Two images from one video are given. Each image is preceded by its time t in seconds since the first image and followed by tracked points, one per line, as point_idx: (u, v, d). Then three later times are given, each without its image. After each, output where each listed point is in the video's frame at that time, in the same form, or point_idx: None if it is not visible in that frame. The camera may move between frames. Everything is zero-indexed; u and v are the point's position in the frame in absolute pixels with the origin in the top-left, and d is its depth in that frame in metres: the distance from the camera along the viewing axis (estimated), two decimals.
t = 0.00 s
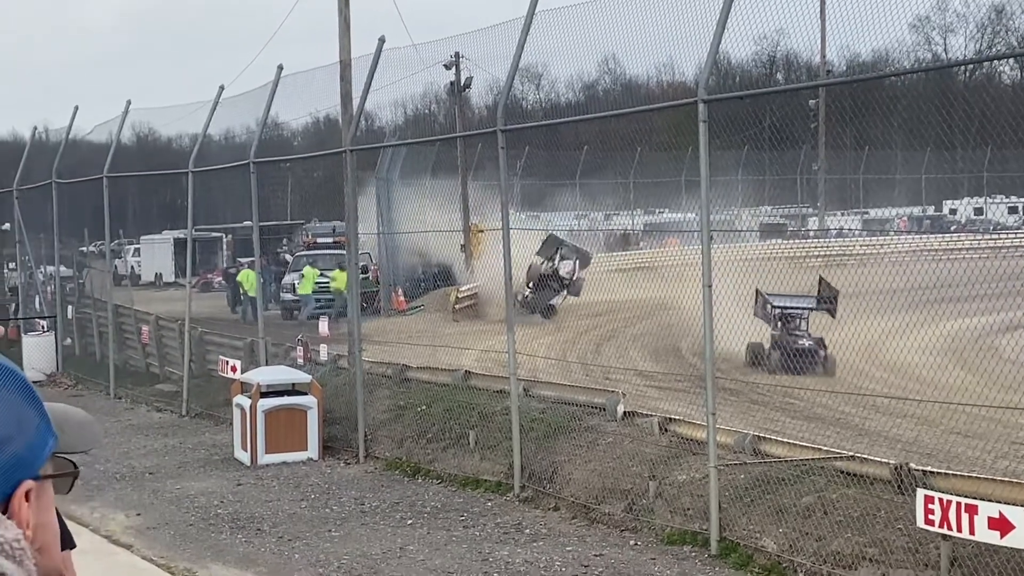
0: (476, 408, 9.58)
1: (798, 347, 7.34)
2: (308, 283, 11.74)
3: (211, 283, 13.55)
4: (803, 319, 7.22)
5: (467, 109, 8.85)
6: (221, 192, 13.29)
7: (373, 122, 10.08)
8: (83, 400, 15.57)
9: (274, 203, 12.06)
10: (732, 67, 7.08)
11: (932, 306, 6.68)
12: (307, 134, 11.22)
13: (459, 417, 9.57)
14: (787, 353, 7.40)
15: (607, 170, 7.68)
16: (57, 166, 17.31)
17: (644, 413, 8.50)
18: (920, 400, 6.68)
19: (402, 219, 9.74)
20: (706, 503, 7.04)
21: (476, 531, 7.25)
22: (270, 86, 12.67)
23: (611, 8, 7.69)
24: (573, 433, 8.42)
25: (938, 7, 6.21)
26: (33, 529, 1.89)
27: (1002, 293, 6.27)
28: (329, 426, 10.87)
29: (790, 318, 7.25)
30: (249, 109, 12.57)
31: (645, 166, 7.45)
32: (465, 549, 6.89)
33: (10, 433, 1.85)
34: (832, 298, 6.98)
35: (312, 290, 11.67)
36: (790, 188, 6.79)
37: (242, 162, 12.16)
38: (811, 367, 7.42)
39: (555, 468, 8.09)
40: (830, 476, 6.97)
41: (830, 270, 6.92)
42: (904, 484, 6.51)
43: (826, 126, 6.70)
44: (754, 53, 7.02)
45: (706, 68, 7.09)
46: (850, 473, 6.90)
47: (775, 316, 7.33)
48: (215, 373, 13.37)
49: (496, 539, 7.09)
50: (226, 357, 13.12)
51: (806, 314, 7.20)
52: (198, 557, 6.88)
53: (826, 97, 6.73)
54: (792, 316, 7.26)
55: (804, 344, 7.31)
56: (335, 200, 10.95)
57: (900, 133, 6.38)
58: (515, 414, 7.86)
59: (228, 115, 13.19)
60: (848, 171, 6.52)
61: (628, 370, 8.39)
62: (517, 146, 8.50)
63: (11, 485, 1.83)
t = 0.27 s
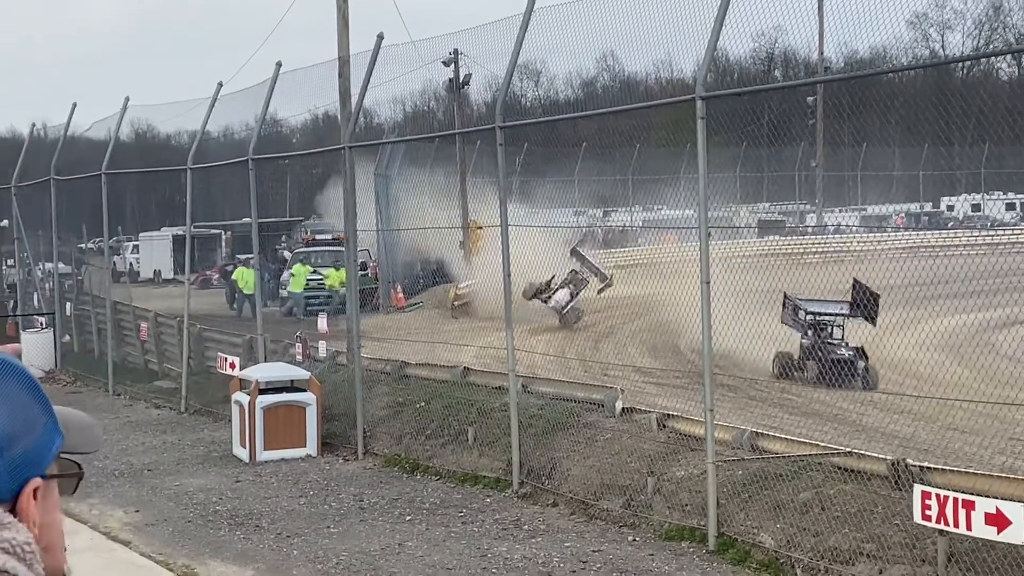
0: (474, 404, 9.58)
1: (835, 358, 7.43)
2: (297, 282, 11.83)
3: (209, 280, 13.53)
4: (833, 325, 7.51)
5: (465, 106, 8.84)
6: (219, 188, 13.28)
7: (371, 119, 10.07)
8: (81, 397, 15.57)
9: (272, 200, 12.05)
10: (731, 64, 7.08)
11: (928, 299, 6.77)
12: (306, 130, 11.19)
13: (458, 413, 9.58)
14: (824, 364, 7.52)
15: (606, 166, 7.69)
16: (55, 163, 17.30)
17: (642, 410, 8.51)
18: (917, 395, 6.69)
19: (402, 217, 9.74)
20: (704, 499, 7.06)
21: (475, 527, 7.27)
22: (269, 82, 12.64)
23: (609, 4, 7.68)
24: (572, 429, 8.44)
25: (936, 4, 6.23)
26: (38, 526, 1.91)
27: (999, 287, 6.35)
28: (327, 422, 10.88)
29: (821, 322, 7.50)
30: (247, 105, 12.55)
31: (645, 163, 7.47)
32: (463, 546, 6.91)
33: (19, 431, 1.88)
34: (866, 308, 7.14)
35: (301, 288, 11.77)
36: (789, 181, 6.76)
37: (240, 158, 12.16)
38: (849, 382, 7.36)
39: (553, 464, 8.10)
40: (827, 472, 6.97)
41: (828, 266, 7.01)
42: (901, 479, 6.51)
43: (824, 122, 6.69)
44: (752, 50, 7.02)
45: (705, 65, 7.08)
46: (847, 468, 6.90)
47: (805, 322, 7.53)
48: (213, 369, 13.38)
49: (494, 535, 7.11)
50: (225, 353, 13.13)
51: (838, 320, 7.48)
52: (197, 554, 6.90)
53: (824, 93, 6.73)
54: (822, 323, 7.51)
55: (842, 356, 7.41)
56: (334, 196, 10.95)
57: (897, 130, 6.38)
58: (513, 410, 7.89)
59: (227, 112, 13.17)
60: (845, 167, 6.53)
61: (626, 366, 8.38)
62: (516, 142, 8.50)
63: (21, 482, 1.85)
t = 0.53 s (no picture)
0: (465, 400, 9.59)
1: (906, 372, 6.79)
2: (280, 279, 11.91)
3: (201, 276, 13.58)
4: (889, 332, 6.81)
5: (456, 102, 8.84)
6: (210, 185, 13.26)
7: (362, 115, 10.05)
8: (72, 394, 15.54)
9: (263, 196, 12.04)
10: (721, 60, 7.08)
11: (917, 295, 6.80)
12: (296, 126, 11.16)
13: (449, 409, 9.59)
14: (892, 379, 6.90)
15: (596, 163, 7.69)
16: (47, 159, 17.25)
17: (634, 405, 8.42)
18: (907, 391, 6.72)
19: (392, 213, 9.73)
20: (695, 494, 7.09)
21: (466, 523, 7.28)
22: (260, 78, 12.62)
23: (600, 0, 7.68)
24: (563, 425, 8.45)
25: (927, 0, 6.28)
26: (46, 522, 1.78)
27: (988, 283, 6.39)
28: (319, 418, 10.88)
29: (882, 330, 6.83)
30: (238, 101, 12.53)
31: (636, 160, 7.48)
32: (454, 541, 6.92)
33: (22, 424, 1.76)
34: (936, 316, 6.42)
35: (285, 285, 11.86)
36: (779, 178, 6.77)
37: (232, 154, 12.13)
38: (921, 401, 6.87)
39: (545, 460, 8.11)
40: (817, 468, 6.92)
41: (817, 263, 6.92)
42: (891, 474, 6.46)
43: (815, 118, 6.71)
44: (743, 46, 7.04)
45: (696, 61, 7.09)
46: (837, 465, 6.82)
47: (866, 331, 6.89)
48: (204, 366, 13.36)
49: (485, 531, 7.12)
50: (216, 350, 13.11)
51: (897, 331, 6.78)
52: (187, 550, 6.90)
53: (815, 90, 6.75)
54: (884, 332, 6.86)
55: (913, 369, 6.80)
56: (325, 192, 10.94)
57: (888, 126, 6.39)
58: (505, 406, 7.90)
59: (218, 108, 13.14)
60: (835, 163, 6.54)
61: (617, 362, 8.38)
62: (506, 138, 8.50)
63: (27, 475, 1.73)
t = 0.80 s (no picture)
0: (453, 397, 9.61)
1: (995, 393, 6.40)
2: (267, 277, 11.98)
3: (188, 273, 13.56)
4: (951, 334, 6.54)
5: (444, 98, 8.83)
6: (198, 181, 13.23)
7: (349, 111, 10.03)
8: (59, 391, 15.49)
9: (251, 192, 12.01)
10: (710, 56, 7.07)
11: (905, 292, 6.80)
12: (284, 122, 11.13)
13: (437, 406, 9.60)
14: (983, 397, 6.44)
15: (585, 159, 7.70)
16: (33, 155, 17.18)
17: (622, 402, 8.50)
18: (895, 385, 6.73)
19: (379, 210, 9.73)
20: (683, 490, 7.10)
21: (453, 519, 7.28)
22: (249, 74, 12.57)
23: None
24: (551, 422, 8.41)
25: None
26: (38, 513, 1.90)
27: (976, 278, 6.40)
28: (306, 414, 10.87)
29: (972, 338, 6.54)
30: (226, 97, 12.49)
31: (624, 157, 7.50)
32: (441, 538, 6.92)
33: (16, 419, 1.88)
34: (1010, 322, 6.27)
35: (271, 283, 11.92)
36: (767, 176, 6.80)
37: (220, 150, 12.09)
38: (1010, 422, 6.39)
39: (532, 456, 8.11)
40: (804, 464, 6.98)
41: (805, 260, 7.00)
42: (878, 469, 6.54)
43: (803, 115, 6.70)
44: (731, 43, 7.03)
45: (684, 57, 7.09)
46: (824, 460, 6.91)
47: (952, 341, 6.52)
48: (192, 362, 13.33)
49: (473, 527, 7.12)
50: (203, 346, 13.09)
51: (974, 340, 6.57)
52: (175, 547, 6.89)
53: (802, 86, 6.74)
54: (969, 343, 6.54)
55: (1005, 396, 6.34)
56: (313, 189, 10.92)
57: (875, 123, 6.41)
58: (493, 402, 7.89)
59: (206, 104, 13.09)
60: (823, 160, 6.55)
61: (605, 357, 8.34)
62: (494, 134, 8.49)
63: (20, 469, 1.84)
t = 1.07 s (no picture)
0: (438, 393, 9.59)
1: None
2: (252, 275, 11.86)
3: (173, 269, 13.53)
4: None
5: (430, 94, 8.83)
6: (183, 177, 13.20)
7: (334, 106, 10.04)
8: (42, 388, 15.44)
9: (236, 189, 11.99)
10: (695, 53, 7.08)
11: (890, 288, 6.82)
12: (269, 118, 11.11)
13: (422, 402, 9.61)
14: None
15: (570, 154, 7.72)
16: (16, 152, 17.10)
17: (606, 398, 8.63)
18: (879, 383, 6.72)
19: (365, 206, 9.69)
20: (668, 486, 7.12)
21: (438, 516, 7.28)
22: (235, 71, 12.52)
23: None
24: (535, 419, 8.42)
25: None
26: (25, 511, 1.91)
27: (961, 273, 6.42)
28: (291, 411, 10.86)
29: None
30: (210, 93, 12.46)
31: (609, 152, 7.50)
32: (426, 535, 6.92)
33: (6, 417, 1.88)
34: None
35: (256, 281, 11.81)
36: (752, 172, 6.79)
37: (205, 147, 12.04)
38: None
39: (517, 452, 8.12)
40: (788, 459, 7.02)
41: (791, 256, 6.95)
42: (859, 465, 6.61)
43: (788, 112, 6.73)
44: (717, 39, 7.03)
45: (669, 54, 7.09)
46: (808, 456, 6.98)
47: None
48: (176, 359, 13.30)
49: (458, 523, 7.13)
50: (188, 343, 13.06)
51: None
52: (159, 545, 6.87)
53: (787, 83, 6.75)
54: None
55: None
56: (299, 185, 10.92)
57: (860, 120, 6.43)
58: (479, 398, 7.90)
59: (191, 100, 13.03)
60: (808, 157, 6.57)
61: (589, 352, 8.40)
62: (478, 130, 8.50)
63: (9, 467, 1.85)
